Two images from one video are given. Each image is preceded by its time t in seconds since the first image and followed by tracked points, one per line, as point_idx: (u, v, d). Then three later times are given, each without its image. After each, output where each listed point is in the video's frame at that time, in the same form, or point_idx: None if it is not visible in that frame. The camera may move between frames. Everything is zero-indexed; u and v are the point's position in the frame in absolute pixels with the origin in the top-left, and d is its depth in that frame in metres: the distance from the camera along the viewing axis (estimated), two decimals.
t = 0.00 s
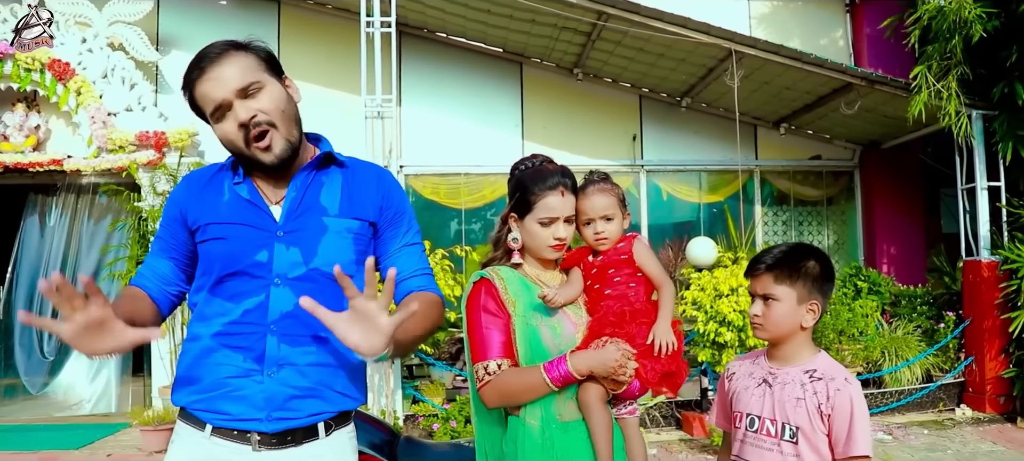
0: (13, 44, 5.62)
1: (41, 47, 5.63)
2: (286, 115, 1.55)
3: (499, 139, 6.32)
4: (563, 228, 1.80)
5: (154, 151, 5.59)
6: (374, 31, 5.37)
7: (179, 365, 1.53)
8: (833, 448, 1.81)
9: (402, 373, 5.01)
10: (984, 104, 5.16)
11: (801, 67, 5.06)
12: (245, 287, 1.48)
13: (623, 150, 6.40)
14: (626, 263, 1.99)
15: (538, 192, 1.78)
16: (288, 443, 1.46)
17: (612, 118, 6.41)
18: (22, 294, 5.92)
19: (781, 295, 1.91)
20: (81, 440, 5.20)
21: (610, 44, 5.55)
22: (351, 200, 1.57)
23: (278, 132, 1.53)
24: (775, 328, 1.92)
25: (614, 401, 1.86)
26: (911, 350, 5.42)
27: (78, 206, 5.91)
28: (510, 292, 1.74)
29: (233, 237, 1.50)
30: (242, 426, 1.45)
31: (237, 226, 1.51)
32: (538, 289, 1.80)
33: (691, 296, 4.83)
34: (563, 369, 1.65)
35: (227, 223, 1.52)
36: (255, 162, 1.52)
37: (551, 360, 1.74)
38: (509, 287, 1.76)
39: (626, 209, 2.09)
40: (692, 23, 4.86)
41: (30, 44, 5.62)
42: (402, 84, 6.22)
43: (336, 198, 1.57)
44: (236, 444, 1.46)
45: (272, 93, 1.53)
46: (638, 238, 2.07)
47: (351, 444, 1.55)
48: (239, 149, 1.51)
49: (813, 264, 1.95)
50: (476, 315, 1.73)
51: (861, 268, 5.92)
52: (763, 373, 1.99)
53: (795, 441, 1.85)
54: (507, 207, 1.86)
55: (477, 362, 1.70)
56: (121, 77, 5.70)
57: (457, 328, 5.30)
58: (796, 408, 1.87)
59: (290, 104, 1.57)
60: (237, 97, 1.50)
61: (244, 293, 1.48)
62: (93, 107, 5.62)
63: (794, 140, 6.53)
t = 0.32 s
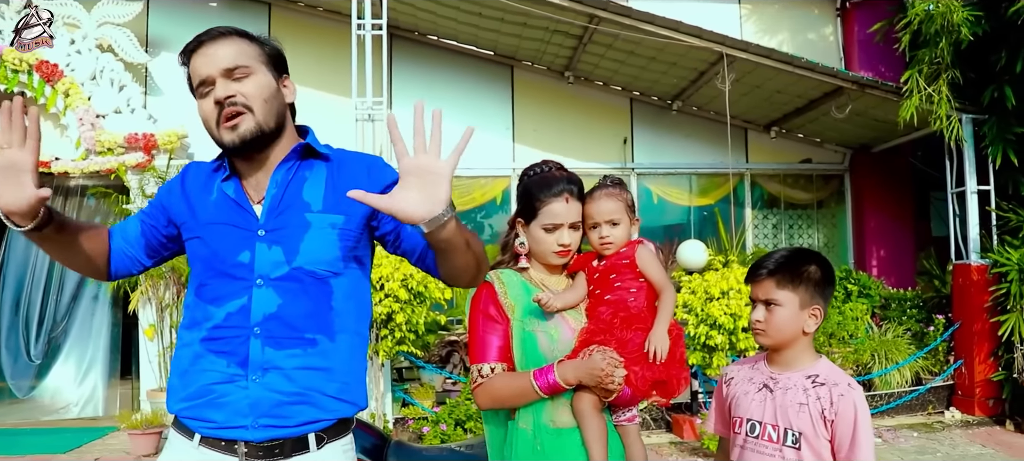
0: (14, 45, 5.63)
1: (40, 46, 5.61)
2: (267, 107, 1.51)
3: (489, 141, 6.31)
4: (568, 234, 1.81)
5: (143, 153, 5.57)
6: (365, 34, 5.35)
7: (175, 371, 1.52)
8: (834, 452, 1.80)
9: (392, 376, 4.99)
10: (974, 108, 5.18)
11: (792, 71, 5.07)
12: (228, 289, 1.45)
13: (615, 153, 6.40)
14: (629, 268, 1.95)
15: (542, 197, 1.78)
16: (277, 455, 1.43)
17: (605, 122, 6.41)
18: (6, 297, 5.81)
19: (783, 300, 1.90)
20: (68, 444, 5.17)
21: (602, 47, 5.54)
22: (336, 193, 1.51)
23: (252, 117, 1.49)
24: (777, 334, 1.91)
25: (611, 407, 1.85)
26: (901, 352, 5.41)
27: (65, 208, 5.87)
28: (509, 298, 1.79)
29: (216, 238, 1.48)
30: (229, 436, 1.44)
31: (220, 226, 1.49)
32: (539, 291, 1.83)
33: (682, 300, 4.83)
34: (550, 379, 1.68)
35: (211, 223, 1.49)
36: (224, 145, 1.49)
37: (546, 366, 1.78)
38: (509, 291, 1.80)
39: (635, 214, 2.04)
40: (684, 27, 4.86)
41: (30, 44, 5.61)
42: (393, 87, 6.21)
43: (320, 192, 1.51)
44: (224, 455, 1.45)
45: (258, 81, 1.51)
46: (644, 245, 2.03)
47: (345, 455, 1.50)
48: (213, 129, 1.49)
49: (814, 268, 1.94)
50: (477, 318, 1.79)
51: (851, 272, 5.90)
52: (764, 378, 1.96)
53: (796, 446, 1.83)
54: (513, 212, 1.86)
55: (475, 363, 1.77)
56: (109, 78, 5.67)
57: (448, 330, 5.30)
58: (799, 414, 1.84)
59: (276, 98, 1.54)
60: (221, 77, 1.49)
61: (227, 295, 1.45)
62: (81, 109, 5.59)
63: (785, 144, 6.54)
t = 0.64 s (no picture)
0: (13, 45, 5.68)
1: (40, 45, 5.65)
2: (241, 103, 1.48)
3: (483, 143, 6.35)
4: (564, 230, 1.84)
5: (137, 154, 5.58)
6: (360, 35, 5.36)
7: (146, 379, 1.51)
8: (834, 454, 1.84)
9: (387, 377, 5.01)
10: (963, 112, 5.24)
11: (784, 74, 5.12)
12: (190, 293, 1.43)
13: (608, 156, 6.44)
14: (623, 270, 1.95)
15: (538, 194, 1.82)
16: None
17: (598, 124, 6.45)
18: None
19: (785, 303, 1.95)
20: (62, 446, 5.18)
21: (595, 49, 5.58)
22: (303, 191, 1.48)
23: (223, 106, 1.46)
24: (777, 336, 1.95)
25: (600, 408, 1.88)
26: (890, 353, 5.46)
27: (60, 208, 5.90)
28: (507, 289, 1.83)
29: (179, 240, 1.46)
30: (197, 446, 1.42)
31: (185, 228, 1.46)
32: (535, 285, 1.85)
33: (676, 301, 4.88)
34: (537, 375, 1.73)
35: (175, 224, 1.47)
36: (188, 125, 1.46)
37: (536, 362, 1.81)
38: (507, 283, 1.84)
39: (631, 218, 2.07)
40: (677, 30, 4.90)
41: (30, 44, 5.66)
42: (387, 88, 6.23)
43: (286, 191, 1.48)
44: None
45: (241, 77, 1.49)
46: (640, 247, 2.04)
47: None
48: (182, 108, 1.47)
49: (813, 271, 1.99)
50: (475, 307, 1.83)
51: (842, 273, 5.95)
52: (764, 380, 2.00)
53: (797, 448, 1.87)
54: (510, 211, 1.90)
55: (467, 351, 1.81)
56: (103, 79, 5.68)
57: (443, 331, 5.34)
58: (800, 416, 1.88)
59: (255, 98, 1.52)
60: (205, 60, 1.47)
61: (189, 299, 1.43)
62: (74, 109, 5.59)
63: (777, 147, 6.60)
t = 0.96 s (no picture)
0: (13, 45, 5.70)
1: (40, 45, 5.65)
2: (223, 112, 1.48)
3: (479, 143, 6.39)
4: (549, 227, 1.87)
5: (135, 153, 5.61)
6: (358, 36, 5.40)
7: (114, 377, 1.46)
8: (821, 447, 1.88)
9: (386, 375, 5.05)
10: (953, 114, 5.31)
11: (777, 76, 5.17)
12: (160, 288, 1.40)
13: (604, 156, 6.49)
14: (613, 271, 2.04)
15: (526, 191, 1.85)
16: None
17: (595, 126, 6.50)
18: None
19: (774, 301, 2.00)
20: (60, 445, 5.20)
21: (591, 51, 5.63)
22: (271, 188, 1.48)
23: (202, 117, 1.46)
24: (766, 333, 2.01)
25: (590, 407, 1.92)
26: (882, 352, 5.53)
27: (59, 208, 5.92)
28: (496, 292, 1.84)
29: (148, 236, 1.42)
30: (176, 442, 1.39)
31: (154, 223, 1.42)
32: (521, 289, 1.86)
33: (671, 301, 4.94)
34: (529, 375, 1.74)
35: (142, 221, 1.43)
36: (162, 126, 1.46)
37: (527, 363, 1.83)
38: (495, 286, 1.85)
39: (622, 219, 2.16)
40: (672, 31, 4.95)
41: (30, 44, 5.67)
42: (385, 89, 6.27)
43: (255, 190, 1.47)
44: None
45: (229, 87, 1.48)
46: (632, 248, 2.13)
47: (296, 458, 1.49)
48: (161, 100, 1.45)
49: (801, 270, 2.04)
50: (464, 312, 1.84)
51: (835, 273, 6.03)
52: (755, 377, 2.06)
53: (786, 442, 1.91)
54: (499, 208, 1.95)
55: (459, 355, 1.82)
56: (100, 78, 5.71)
57: (440, 330, 5.40)
58: (790, 411, 1.93)
59: (237, 107, 1.52)
60: (202, 59, 1.46)
61: (160, 295, 1.39)
62: (72, 108, 5.62)
63: (771, 148, 6.66)
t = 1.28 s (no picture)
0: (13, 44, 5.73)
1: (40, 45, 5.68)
2: (235, 118, 1.56)
3: (478, 143, 6.46)
4: (529, 221, 1.93)
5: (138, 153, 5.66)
6: (359, 36, 5.47)
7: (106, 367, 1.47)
8: (804, 434, 1.95)
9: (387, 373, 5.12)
10: (944, 115, 5.38)
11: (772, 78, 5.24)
12: (161, 282, 1.42)
13: (603, 157, 6.56)
14: (601, 265, 2.11)
15: (510, 187, 1.93)
16: (226, 447, 1.45)
17: (593, 126, 6.57)
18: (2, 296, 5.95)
19: (756, 294, 2.07)
20: (62, 443, 5.26)
21: (589, 52, 5.70)
22: (269, 188, 1.53)
23: (217, 121, 1.53)
24: (750, 326, 2.08)
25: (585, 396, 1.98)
26: (876, 351, 5.60)
27: (61, 207, 5.98)
28: (490, 291, 1.89)
29: (149, 231, 1.43)
30: (178, 428, 1.43)
31: (154, 219, 1.44)
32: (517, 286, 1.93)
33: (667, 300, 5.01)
34: (524, 369, 1.80)
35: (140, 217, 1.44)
36: (174, 122, 1.50)
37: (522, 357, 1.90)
38: (489, 285, 1.90)
39: (611, 215, 2.21)
40: (669, 33, 5.02)
41: (30, 44, 5.71)
42: (386, 89, 6.34)
43: (253, 188, 1.53)
44: (174, 449, 1.43)
45: (243, 95, 1.56)
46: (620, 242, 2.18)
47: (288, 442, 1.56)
48: (176, 102, 1.50)
49: (782, 265, 2.11)
50: (459, 311, 1.89)
51: (830, 273, 6.10)
52: (741, 367, 2.12)
53: (771, 429, 1.99)
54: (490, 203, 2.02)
55: (458, 352, 1.88)
56: (102, 78, 5.77)
57: (440, 329, 5.46)
58: (773, 399, 2.00)
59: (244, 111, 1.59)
60: (224, 69, 1.51)
61: (160, 289, 1.42)
62: (74, 108, 5.66)
63: (767, 148, 6.73)
